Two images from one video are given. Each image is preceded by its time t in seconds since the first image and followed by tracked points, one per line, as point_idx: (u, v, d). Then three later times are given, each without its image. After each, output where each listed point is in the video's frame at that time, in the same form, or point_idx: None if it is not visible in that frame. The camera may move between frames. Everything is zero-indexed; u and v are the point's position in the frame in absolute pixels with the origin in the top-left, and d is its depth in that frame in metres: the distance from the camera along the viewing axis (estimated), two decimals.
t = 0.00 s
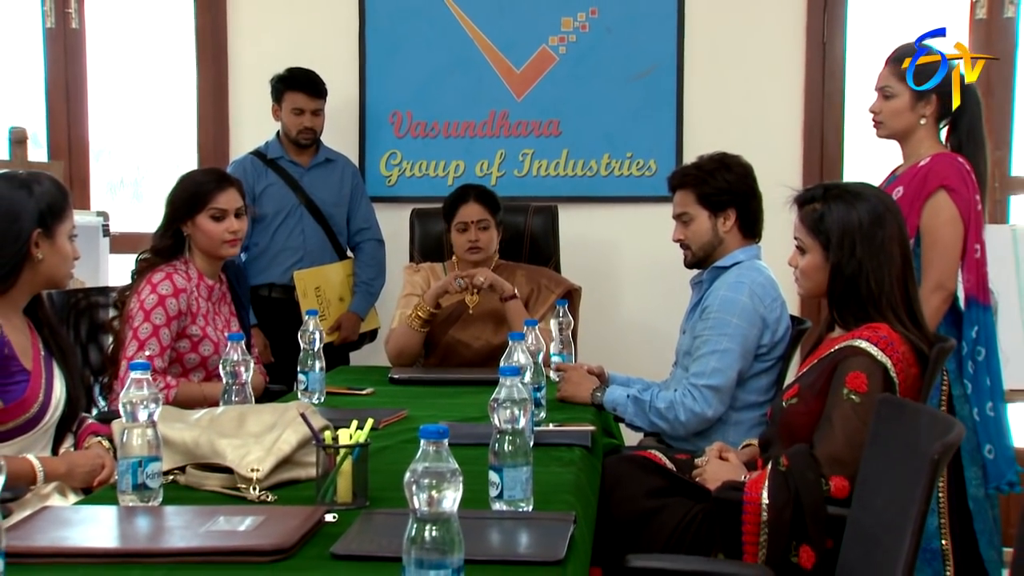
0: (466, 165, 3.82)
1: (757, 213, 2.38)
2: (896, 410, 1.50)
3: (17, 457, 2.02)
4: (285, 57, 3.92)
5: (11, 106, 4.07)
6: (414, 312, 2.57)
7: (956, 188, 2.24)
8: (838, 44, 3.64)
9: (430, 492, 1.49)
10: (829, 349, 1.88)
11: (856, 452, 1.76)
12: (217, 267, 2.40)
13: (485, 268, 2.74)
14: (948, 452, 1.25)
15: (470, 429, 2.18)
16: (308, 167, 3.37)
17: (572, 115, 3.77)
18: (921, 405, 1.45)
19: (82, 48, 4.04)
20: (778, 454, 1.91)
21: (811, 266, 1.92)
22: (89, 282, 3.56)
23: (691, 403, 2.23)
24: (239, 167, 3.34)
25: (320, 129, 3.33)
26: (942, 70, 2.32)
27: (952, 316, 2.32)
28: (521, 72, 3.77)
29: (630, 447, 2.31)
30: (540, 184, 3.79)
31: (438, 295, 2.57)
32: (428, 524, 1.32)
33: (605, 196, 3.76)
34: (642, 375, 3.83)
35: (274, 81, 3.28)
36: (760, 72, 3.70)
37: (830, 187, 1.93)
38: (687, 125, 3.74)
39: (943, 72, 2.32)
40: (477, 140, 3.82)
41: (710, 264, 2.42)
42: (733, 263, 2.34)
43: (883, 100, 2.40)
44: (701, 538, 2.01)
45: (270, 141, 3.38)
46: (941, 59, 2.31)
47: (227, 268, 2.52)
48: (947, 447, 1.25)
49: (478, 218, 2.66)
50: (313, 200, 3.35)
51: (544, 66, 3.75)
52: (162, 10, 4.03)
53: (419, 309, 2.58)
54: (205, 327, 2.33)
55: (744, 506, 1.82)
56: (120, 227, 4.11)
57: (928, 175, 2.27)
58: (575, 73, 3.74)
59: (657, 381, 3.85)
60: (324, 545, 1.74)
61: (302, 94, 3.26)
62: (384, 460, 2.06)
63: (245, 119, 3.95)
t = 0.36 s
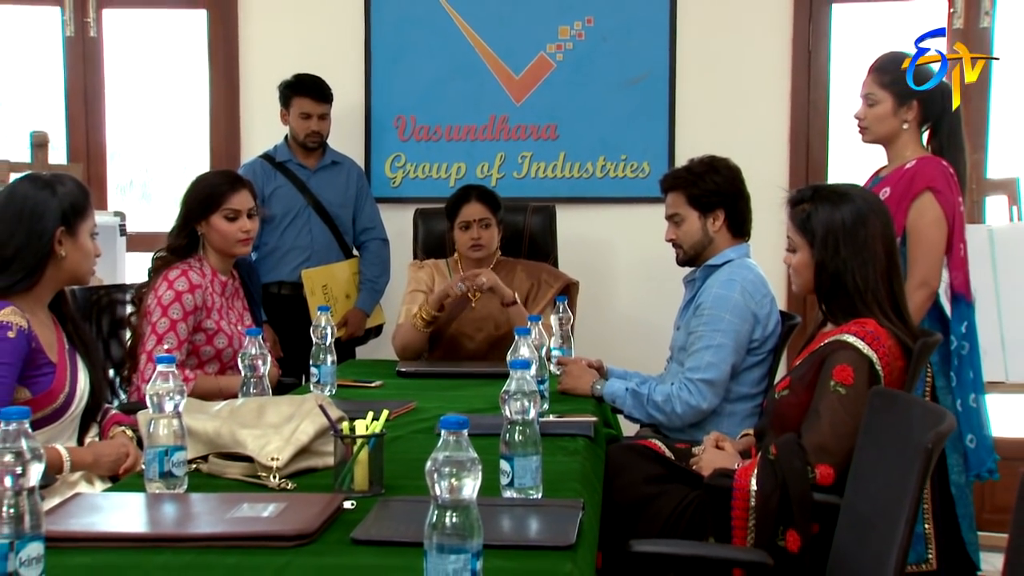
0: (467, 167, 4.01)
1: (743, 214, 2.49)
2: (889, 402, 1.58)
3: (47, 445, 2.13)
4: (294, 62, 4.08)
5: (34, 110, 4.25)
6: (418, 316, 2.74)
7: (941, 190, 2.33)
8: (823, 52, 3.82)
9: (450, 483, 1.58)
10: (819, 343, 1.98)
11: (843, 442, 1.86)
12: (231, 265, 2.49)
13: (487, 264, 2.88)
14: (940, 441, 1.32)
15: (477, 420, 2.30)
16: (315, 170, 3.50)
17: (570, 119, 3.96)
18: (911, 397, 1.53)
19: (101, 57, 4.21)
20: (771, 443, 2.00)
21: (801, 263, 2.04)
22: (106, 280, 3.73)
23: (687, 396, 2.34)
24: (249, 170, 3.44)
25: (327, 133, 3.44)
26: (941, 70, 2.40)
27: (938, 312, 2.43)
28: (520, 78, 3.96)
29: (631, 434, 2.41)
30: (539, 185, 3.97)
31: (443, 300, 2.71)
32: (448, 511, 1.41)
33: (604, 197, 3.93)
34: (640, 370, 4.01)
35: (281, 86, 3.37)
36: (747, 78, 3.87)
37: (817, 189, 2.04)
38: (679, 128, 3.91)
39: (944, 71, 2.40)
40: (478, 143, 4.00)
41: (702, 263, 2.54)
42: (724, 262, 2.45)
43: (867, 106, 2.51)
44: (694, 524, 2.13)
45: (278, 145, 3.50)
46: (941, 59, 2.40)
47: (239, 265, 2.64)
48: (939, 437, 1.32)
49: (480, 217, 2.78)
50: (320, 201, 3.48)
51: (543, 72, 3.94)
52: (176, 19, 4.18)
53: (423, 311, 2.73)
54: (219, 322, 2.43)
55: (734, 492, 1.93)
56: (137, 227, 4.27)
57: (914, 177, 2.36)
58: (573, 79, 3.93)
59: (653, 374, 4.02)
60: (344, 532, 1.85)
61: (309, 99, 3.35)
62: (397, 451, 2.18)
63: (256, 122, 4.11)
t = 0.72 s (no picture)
0: (468, 170, 4.22)
1: (732, 218, 2.56)
2: (884, 394, 1.66)
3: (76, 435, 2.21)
4: (302, 70, 4.30)
5: (53, 113, 4.43)
6: (430, 341, 2.94)
7: (925, 190, 2.45)
8: (810, 59, 4.03)
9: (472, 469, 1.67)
10: (813, 338, 2.09)
11: (835, 433, 1.96)
12: (242, 263, 2.58)
13: (491, 260, 3.09)
14: (935, 433, 1.39)
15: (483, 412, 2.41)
16: (323, 172, 3.67)
17: (568, 123, 4.17)
18: (905, 390, 1.60)
19: (118, 64, 4.39)
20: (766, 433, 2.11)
21: (795, 261, 2.15)
22: (122, 278, 3.89)
23: (684, 392, 2.45)
24: (259, 173, 3.62)
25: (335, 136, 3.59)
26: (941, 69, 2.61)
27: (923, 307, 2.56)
28: (520, 84, 4.17)
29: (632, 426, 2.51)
30: (538, 186, 4.20)
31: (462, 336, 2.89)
32: (467, 500, 1.55)
33: (602, 198, 4.15)
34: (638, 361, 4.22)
35: (289, 93, 3.53)
36: (739, 83, 4.08)
37: (810, 190, 2.14)
38: (673, 132, 4.14)
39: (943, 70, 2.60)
40: (479, 146, 4.22)
41: (698, 262, 2.64)
42: (720, 262, 2.56)
43: (851, 111, 2.62)
44: (692, 513, 2.23)
45: (287, 147, 3.67)
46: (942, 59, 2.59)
47: (251, 263, 2.75)
48: (935, 428, 1.39)
49: (487, 217, 3.00)
50: (328, 203, 3.65)
51: (541, 78, 4.15)
52: (187, 27, 4.39)
53: (434, 337, 2.93)
54: (234, 318, 2.51)
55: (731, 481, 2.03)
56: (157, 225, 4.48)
57: (899, 177, 2.48)
58: (569, 86, 4.15)
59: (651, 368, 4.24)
60: (363, 519, 1.95)
61: (317, 104, 3.51)
62: (409, 441, 2.28)
63: (265, 125, 4.32)
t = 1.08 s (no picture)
0: (472, 172, 4.36)
1: (728, 219, 2.66)
2: (880, 387, 1.76)
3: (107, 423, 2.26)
4: (311, 76, 4.41)
5: (72, 116, 4.62)
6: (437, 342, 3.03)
7: (910, 191, 2.57)
8: (799, 66, 4.18)
9: (490, 458, 1.76)
10: (809, 333, 2.20)
11: (832, 425, 2.08)
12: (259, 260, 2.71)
13: (495, 262, 3.18)
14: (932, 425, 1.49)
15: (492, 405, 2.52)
16: (331, 174, 3.80)
17: (568, 128, 4.30)
18: (901, 382, 1.71)
19: (135, 68, 4.57)
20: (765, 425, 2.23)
21: (792, 260, 2.27)
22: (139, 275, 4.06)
23: (684, 386, 2.57)
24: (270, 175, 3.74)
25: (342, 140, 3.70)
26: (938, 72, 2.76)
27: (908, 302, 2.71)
28: (521, 89, 4.31)
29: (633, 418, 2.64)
30: (537, 189, 4.34)
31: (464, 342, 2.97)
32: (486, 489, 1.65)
33: (602, 199, 4.29)
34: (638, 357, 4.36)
35: (298, 98, 3.65)
36: (730, 88, 4.21)
37: (806, 191, 2.26)
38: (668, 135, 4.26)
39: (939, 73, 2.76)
40: (482, 150, 4.35)
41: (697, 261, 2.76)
42: (718, 261, 2.67)
43: (840, 116, 2.74)
44: (693, 501, 2.36)
45: (297, 151, 3.80)
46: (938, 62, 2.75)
47: (268, 262, 2.88)
48: (931, 420, 1.49)
49: (490, 219, 3.12)
50: (336, 204, 3.78)
51: (541, 84, 4.29)
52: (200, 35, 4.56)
53: (441, 337, 3.03)
54: (249, 314, 2.64)
55: (733, 471, 2.15)
56: (171, 224, 4.65)
57: (886, 179, 2.60)
58: (568, 91, 4.28)
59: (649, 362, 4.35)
60: (381, 507, 2.05)
61: (326, 110, 3.63)
62: (421, 433, 2.38)
63: (275, 130, 4.43)
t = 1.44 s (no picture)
0: (473, 174, 4.54)
1: (725, 219, 2.77)
2: (877, 382, 1.86)
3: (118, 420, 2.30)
4: (319, 83, 4.58)
5: (87, 120, 4.78)
6: (442, 340, 3.13)
7: (900, 194, 2.68)
8: (790, 71, 4.36)
9: (507, 451, 1.84)
10: (807, 330, 2.31)
11: (830, 419, 2.20)
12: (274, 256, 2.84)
13: (495, 263, 3.26)
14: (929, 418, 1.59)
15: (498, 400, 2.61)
16: (339, 177, 3.98)
17: (566, 131, 4.49)
18: (897, 377, 1.81)
19: (148, 74, 4.72)
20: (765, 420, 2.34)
21: (789, 259, 2.37)
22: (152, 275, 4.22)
23: (683, 382, 2.67)
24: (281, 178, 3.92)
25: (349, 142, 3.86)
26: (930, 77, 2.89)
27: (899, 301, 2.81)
28: (521, 94, 4.50)
29: (633, 413, 2.71)
30: (537, 191, 4.51)
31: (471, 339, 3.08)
32: (501, 481, 1.74)
33: (598, 201, 4.48)
34: (637, 353, 4.54)
35: (306, 103, 3.80)
36: (723, 93, 4.41)
37: (803, 193, 2.36)
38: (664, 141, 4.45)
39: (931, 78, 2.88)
40: (484, 153, 4.53)
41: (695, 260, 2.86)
42: (715, 261, 2.77)
43: (831, 121, 2.84)
44: (696, 493, 2.41)
45: (306, 154, 3.98)
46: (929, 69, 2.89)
47: (280, 261, 3.01)
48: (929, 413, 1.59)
49: (489, 224, 3.17)
50: (344, 205, 3.96)
51: (541, 89, 4.48)
52: (210, 43, 4.70)
53: (446, 335, 3.12)
54: (263, 312, 2.75)
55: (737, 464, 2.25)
56: (184, 226, 4.81)
57: (876, 182, 2.70)
58: (568, 95, 4.47)
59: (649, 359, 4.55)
60: (396, 499, 2.12)
61: (333, 113, 3.77)
62: (431, 426, 2.47)
63: (282, 135, 4.62)
